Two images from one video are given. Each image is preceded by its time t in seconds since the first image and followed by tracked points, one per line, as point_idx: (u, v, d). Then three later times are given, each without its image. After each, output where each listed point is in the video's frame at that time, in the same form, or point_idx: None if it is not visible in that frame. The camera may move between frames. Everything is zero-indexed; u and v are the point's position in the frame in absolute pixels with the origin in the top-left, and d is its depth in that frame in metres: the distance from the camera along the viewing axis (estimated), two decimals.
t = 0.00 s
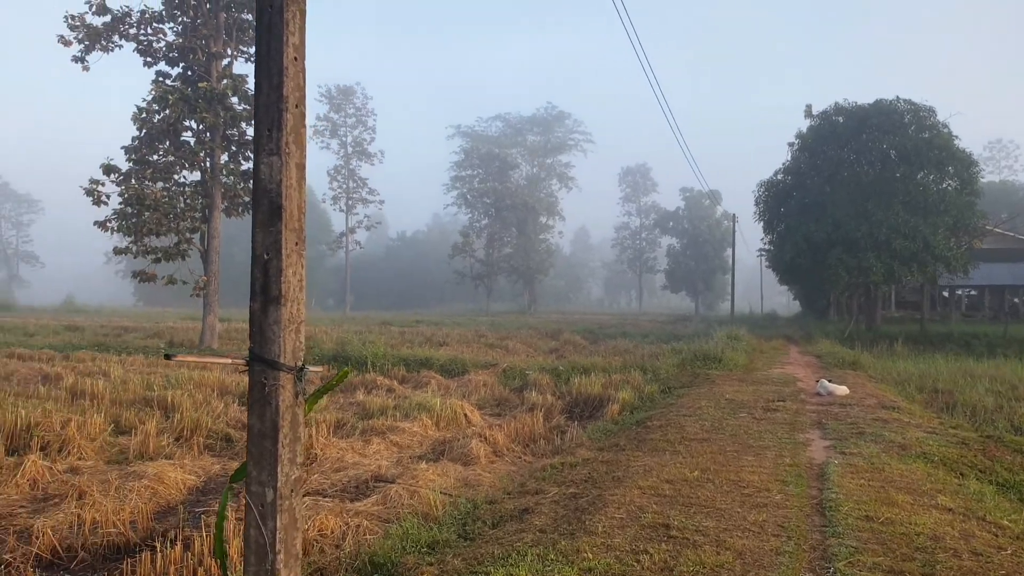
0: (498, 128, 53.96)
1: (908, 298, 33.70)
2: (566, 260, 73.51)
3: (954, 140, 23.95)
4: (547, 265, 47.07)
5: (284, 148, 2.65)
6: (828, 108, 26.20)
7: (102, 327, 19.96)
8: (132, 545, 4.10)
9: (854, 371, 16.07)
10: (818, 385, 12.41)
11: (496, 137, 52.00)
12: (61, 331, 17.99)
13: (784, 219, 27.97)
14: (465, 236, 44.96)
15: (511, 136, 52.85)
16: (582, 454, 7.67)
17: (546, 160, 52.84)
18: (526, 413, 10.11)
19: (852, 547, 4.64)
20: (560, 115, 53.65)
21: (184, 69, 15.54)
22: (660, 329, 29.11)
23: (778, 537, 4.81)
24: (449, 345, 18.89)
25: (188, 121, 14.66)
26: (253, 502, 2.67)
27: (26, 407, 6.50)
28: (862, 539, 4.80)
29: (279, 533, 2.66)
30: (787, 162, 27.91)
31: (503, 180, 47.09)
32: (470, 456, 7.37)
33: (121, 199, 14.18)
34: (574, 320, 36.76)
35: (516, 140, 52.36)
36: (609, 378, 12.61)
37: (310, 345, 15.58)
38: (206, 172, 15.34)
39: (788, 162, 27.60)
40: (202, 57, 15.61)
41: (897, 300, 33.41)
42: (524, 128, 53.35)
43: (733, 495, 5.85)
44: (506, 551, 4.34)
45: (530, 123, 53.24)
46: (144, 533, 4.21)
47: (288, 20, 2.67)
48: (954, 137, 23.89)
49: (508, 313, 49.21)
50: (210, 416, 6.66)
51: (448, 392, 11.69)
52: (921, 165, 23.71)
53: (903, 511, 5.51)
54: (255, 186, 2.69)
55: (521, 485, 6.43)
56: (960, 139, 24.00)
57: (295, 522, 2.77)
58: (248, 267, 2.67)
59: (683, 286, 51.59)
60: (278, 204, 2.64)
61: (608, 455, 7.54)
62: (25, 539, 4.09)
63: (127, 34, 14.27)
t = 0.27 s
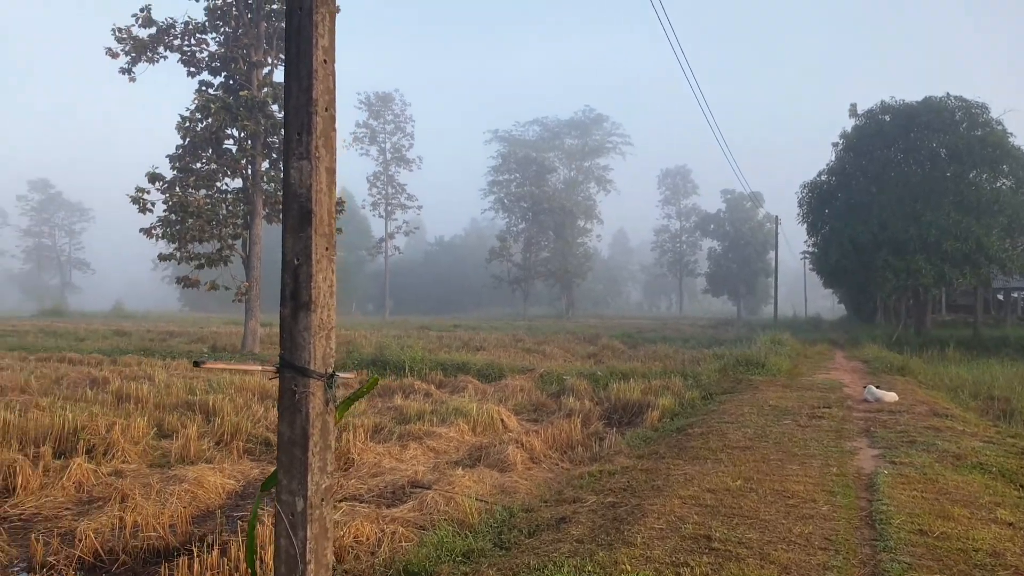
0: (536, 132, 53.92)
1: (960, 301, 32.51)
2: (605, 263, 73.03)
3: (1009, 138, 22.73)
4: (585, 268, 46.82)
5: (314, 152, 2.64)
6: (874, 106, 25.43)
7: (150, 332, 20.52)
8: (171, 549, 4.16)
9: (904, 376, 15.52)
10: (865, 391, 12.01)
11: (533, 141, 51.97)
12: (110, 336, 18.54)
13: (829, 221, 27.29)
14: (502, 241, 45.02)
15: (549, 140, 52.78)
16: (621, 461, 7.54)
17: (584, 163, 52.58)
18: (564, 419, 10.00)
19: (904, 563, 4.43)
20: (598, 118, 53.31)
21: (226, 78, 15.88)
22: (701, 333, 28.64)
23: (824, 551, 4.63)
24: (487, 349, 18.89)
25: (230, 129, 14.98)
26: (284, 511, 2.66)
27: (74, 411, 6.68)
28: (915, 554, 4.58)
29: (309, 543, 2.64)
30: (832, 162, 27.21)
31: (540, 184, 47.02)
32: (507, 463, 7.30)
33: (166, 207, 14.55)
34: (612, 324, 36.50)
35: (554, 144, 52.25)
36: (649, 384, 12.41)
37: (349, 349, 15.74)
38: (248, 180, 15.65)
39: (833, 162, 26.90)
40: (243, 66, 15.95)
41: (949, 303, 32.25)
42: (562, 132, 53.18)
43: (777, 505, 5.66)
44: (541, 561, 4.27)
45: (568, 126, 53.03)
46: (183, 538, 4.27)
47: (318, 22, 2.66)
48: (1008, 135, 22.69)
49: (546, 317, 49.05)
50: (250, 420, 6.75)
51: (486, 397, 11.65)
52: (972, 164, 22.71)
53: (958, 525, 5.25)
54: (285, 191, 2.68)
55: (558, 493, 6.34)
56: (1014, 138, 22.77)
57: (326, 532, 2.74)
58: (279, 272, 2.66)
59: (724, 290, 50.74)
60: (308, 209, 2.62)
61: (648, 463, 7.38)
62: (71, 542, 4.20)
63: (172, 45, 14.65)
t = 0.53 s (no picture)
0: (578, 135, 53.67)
1: None
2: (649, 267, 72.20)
3: None
4: (629, 272, 46.34)
5: (352, 154, 2.62)
6: (929, 105, 24.56)
7: (200, 334, 21.06)
8: (215, 550, 4.22)
9: (964, 384, 14.85)
10: (921, 399, 11.52)
11: (576, 145, 51.77)
12: (162, 339, 19.05)
13: (880, 224, 26.39)
14: (545, 244, 44.90)
15: (592, 143, 52.51)
16: (665, 469, 7.38)
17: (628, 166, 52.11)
18: (607, 425, 9.85)
19: None
20: (642, 120, 52.80)
21: (273, 85, 16.21)
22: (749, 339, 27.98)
23: (880, 567, 4.41)
24: (529, 353, 18.80)
25: (276, 135, 15.29)
26: (320, 517, 2.64)
27: (125, 412, 6.85)
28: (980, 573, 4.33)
29: (346, 550, 2.62)
30: (883, 163, 26.33)
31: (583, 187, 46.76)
32: (548, 469, 7.22)
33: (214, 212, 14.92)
34: (656, 329, 35.96)
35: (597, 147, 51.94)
36: (694, 390, 12.14)
37: (392, 353, 15.85)
38: (294, 185, 15.95)
39: (885, 163, 26.03)
40: (289, 73, 16.27)
41: (1012, 308, 30.84)
42: (605, 135, 52.82)
43: (830, 518, 5.43)
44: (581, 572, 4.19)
45: (611, 129, 52.65)
46: (226, 539, 4.32)
47: (355, 23, 2.64)
48: None
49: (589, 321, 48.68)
50: (294, 423, 6.82)
51: (528, 402, 11.57)
52: None
53: None
54: (323, 194, 2.66)
55: (600, 501, 6.22)
56: None
57: (363, 538, 2.72)
58: (316, 276, 2.65)
59: (772, 294, 49.57)
60: (345, 212, 2.60)
61: (693, 472, 7.20)
62: (119, 541, 4.29)
63: (220, 54, 15.03)
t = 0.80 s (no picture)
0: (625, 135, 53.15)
1: None
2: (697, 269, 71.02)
3: None
4: (677, 274, 45.64)
5: (395, 154, 2.60)
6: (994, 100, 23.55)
7: (252, 336, 21.58)
8: (262, 549, 4.28)
9: None
10: (987, 405, 10.98)
11: (623, 145, 51.28)
12: (215, 340, 19.58)
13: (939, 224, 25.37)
14: (591, 246, 44.57)
15: (639, 143, 51.96)
16: (714, 475, 7.20)
17: (676, 166, 51.36)
18: (655, 429, 9.67)
19: None
20: (690, 119, 51.98)
21: (321, 90, 16.52)
22: (802, 341, 27.20)
23: None
24: (575, 356, 18.67)
25: (325, 139, 15.57)
26: (365, 519, 2.64)
27: (178, 411, 7.04)
28: None
29: (389, 554, 2.60)
30: (944, 161, 25.31)
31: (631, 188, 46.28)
32: (595, 472, 7.12)
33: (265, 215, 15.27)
34: (706, 331, 35.27)
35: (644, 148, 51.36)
36: (745, 394, 11.84)
37: (438, 354, 15.94)
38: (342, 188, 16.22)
39: (946, 160, 25.03)
40: (337, 77, 16.57)
41: None
42: (652, 135, 52.19)
43: (890, 528, 5.19)
44: None
45: (659, 129, 51.99)
46: (274, 538, 4.38)
47: (399, 21, 2.63)
48: None
49: (637, 323, 48.10)
50: (342, 423, 6.90)
51: (574, 405, 11.45)
52: None
53: None
54: (367, 194, 2.66)
55: (649, 507, 6.08)
56: None
57: (406, 541, 2.70)
58: (360, 277, 2.64)
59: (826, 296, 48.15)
60: (389, 212, 2.59)
61: (745, 478, 6.99)
62: (170, 538, 4.40)
63: (270, 59, 15.38)
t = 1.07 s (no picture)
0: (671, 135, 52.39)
1: None
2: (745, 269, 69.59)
3: None
4: (725, 275, 44.75)
5: (439, 151, 2.57)
6: None
7: (300, 336, 21.98)
8: (308, 549, 4.31)
9: None
10: None
11: (669, 145, 50.57)
12: (265, 340, 20.01)
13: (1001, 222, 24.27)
14: (637, 246, 44.07)
15: (685, 142, 51.15)
16: (765, 480, 6.98)
17: (723, 165, 50.39)
18: (703, 433, 9.44)
19: None
20: (738, 118, 50.94)
21: (368, 92, 16.72)
22: (856, 344, 26.32)
23: None
24: (620, 357, 18.45)
25: (371, 141, 15.75)
26: (409, 523, 2.60)
27: (228, 410, 7.17)
28: None
29: (433, 559, 2.56)
30: (1006, 157, 24.22)
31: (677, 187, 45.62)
32: (642, 476, 6.98)
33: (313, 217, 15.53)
34: (755, 332, 34.53)
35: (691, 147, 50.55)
36: (796, 397, 11.48)
37: (483, 355, 15.96)
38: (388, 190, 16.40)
39: (1008, 156, 23.96)
40: (383, 79, 16.75)
41: None
42: (699, 133, 51.32)
43: (954, 539, 4.93)
44: None
45: (706, 128, 51.07)
46: (319, 538, 4.41)
47: (443, 17, 2.59)
48: None
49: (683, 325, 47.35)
50: (388, 424, 6.93)
51: (620, 407, 11.29)
52: None
53: None
54: (411, 193, 2.63)
55: (698, 512, 5.92)
56: None
57: (450, 546, 2.65)
58: (404, 277, 2.61)
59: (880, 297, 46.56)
60: (433, 211, 2.55)
61: (798, 483, 6.75)
62: (218, 536, 4.46)
63: (318, 62, 15.63)
